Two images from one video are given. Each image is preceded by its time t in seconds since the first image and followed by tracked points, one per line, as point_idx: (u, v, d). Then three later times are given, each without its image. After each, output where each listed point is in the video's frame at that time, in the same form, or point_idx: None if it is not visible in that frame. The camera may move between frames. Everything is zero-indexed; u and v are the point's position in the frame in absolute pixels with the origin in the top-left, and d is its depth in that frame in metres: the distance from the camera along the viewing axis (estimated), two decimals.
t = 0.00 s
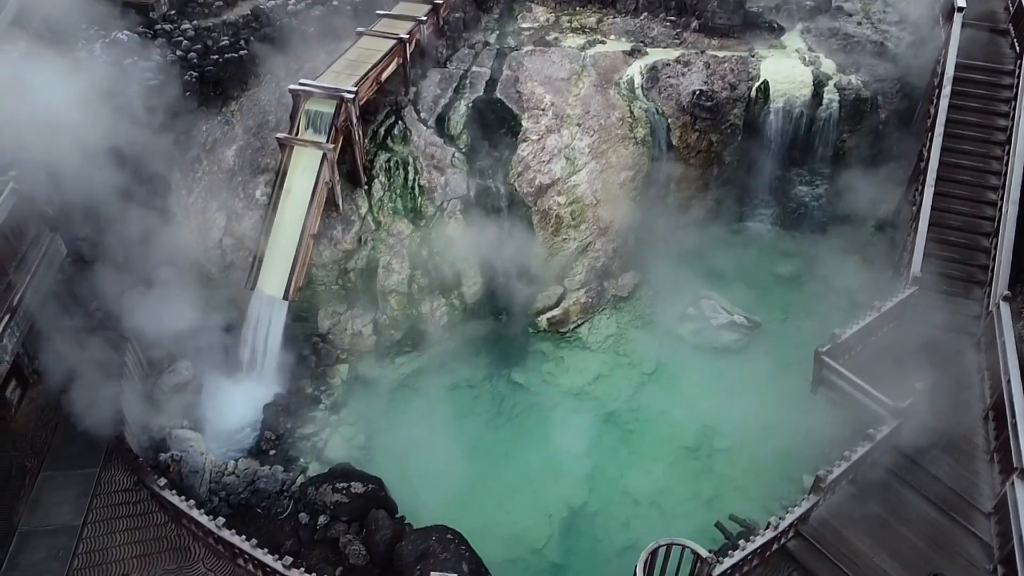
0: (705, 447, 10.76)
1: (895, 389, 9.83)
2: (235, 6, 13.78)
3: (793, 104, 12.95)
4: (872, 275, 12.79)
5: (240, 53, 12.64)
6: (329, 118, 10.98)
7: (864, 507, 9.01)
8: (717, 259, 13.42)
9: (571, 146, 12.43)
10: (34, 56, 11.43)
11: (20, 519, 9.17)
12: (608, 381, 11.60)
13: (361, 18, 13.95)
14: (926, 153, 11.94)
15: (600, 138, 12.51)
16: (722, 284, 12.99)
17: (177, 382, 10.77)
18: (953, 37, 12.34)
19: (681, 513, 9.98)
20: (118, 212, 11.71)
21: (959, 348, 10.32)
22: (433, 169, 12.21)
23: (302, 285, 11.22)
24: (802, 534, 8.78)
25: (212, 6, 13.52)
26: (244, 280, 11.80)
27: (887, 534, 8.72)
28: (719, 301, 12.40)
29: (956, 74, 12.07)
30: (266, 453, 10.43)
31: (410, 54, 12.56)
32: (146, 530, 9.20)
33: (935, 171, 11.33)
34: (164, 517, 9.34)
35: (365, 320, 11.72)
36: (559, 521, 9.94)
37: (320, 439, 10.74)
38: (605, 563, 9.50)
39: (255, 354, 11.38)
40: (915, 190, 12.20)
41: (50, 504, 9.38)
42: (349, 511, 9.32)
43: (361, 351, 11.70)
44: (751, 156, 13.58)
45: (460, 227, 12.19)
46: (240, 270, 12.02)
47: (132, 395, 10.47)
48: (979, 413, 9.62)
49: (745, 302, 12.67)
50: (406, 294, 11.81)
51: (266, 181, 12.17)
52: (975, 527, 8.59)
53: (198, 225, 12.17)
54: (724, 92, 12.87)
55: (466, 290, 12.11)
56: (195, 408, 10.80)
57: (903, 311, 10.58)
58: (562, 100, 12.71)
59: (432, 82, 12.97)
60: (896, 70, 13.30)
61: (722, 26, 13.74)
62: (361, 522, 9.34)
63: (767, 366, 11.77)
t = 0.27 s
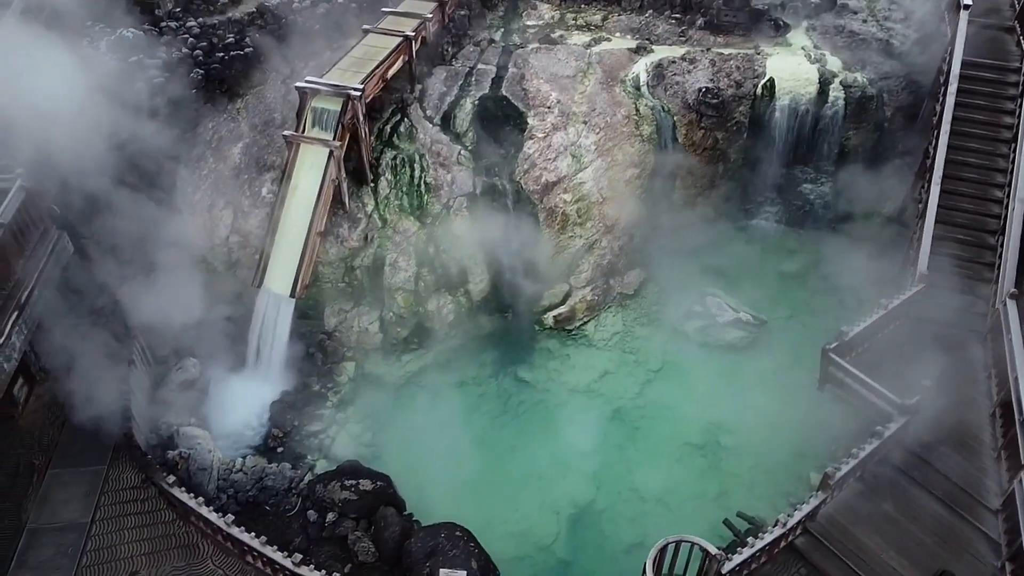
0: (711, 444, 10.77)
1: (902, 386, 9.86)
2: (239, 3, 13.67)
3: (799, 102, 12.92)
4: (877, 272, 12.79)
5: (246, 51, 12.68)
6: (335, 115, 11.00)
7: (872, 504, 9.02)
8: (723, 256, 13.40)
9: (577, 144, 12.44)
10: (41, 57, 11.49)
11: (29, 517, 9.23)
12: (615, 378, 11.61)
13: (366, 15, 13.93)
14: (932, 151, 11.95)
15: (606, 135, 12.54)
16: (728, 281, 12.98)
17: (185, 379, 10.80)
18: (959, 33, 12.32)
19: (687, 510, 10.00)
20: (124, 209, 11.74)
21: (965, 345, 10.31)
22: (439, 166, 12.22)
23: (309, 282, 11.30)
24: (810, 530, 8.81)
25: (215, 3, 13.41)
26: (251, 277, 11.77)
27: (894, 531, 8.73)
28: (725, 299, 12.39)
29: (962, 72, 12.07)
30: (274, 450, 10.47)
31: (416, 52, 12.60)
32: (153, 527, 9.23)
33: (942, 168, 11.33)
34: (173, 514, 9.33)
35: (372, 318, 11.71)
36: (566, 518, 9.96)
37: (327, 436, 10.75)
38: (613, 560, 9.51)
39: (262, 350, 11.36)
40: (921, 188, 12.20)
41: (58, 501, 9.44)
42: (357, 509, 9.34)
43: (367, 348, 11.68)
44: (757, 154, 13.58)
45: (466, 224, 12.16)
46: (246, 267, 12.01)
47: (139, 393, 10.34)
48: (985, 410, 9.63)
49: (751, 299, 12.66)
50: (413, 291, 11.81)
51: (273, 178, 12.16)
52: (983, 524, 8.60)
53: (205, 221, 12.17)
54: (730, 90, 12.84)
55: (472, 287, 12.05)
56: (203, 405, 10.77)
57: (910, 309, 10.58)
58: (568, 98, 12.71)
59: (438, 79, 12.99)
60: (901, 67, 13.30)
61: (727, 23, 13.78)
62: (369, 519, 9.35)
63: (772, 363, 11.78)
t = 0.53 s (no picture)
0: (719, 443, 10.77)
1: (910, 385, 9.86)
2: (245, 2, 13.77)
3: (805, 101, 12.94)
4: (882, 270, 12.78)
5: (253, 49, 12.74)
6: (343, 114, 10.98)
7: (881, 503, 9.02)
8: (729, 254, 13.40)
9: (584, 143, 12.44)
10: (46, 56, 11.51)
11: (37, 515, 9.22)
12: (622, 377, 11.61)
13: (371, 13, 13.94)
14: (938, 150, 11.96)
15: (612, 134, 12.53)
16: (732, 279, 12.98)
17: (191, 378, 10.79)
18: (967, 31, 12.25)
19: (695, 509, 9.99)
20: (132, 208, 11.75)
21: (972, 344, 10.30)
22: (445, 165, 12.23)
23: (317, 280, 11.33)
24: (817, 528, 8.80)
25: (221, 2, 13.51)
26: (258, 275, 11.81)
27: (903, 529, 8.74)
28: (731, 298, 12.37)
29: (969, 71, 12.04)
30: (282, 449, 10.46)
31: (422, 50, 12.61)
32: (162, 525, 9.23)
33: (949, 167, 11.32)
34: (181, 513, 9.38)
35: (378, 317, 11.74)
36: (574, 517, 9.96)
37: (334, 435, 10.75)
38: (621, 559, 9.51)
39: (269, 347, 11.40)
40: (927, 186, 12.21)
41: (67, 500, 9.44)
42: (366, 507, 9.38)
43: (374, 347, 11.73)
44: (763, 153, 13.57)
45: (472, 223, 12.16)
46: (252, 266, 11.96)
47: (147, 391, 10.25)
48: (993, 409, 9.63)
49: (757, 298, 12.66)
50: (420, 290, 11.80)
51: (279, 177, 12.13)
52: (992, 523, 8.58)
53: (212, 218, 12.13)
54: (736, 89, 12.85)
55: (479, 285, 12.11)
56: (209, 404, 10.79)
57: (916, 307, 10.59)
58: (575, 97, 12.72)
59: (444, 77, 13.02)
60: (907, 66, 13.29)
61: (733, 22, 13.72)
62: (377, 518, 9.38)
63: (779, 362, 11.78)
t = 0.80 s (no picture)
0: (727, 442, 10.78)
1: (918, 384, 9.88)
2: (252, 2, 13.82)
3: (811, 101, 12.98)
4: (889, 269, 12.78)
5: (259, 48, 12.77)
6: (351, 114, 11.03)
7: (890, 502, 9.02)
8: (736, 253, 13.40)
9: (590, 142, 12.43)
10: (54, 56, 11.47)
11: (46, 515, 9.21)
12: (629, 376, 11.63)
13: (378, 13, 13.94)
14: (945, 150, 11.99)
15: (619, 134, 12.50)
16: (739, 278, 12.98)
17: (199, 380, 10.69)
18: (973, 31, 12.24)
19: (704, 508, 10.00)
20: (139, 209, 11.78)
21: (980, 343, 10.30)
22: (452, 164, 12.24)
23: (324, 280, 11.25)
24: (827, 527, 8.85)
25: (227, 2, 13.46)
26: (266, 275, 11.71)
27: (912, 528, 8.74)
28: (737, 298, 12.40)
29: (976, 71, 12.03)
30: (291, 449, 10.43)
31: (429, 50, 12.62)
32: (171, 525, 9.23)
33: (956, 167, 11.33)
34: (191, 512, 9.38)
35: (386, 317, 11.72)
36: (583, 516, 9.97)
37: (343, 435, 10.76)
38: (629, 559, 9.50)
39: (276, 346, 11.36)
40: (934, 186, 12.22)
41: (75, 500, 9.43)
42: (376, 506, 9.38)
43: (381, 347, 11.73)
44: (769, 153, 13.60)
45: (480, 224, 12.15)
46: (260, 266, 11.93)
47: (156, 391, 10.26)
48: (1001, 409, 9.63)
49: (765, 298, 12.67)
50: (428, 290, 11.78)
51: (286, 178, 12.09)
52: (1001, 522, 8.57)
53: (222, 218, 12.13)
54: (742, 88, 12.85)
55: (486, 285, 12.08)
56: (215, 408, 10.63)
57: (924, 306, 10.59)
58: (582, 96, 12.72)
59: (451, 78, 13.03)
60: (913, 66, 13.30)
61: (739, 22, 13.80)
62: (387, 517, 9.39)
63: (787, 360, 11.81)
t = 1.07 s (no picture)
0: (736, 442, 10.77)
1: (928, 384, 9.87)
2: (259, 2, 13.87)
3: (818, 101, 12.96)
4: (895, 268, 12.81)
5: (267, 48, 12.83)
6: (359, 114, 11.05)
7: (900, 501, 9.02)
8: (743, 253, 13.39)
9: (598, 142, 12.45)
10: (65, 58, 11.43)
11: (56, 515, 9.20)
12: (637, 375, 11.61)
13: (384, 13, 13.93)
14: (952, 149, 12.00)
15: (626, 134, 12.54)
16: (746, 277, 12.96)
17: (207, 378, 10.63)
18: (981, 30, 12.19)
19: (713, 507, 10.00)
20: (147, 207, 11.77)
21: (988, 343, 10.30)
22: (460, 164, 12.25)
23: (332, 280, 11.23)
24: (837, 527, 8.83)
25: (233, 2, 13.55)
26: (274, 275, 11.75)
27: (922, 528, 8.74)
28: (745, 297, 12.38)
29: (984, 70, 12.01)
30: (300, 449, 10.44)
31: (436, 50, 12.64)
32: (180, 524, 9.21)
33: (964, 166, 11.31)
34: (200, 511, 9.33)
35: (394, 316, 11.73)
36: (592, 515, 9.96)
37: (351, 434, 10.75)
38: (639, 558, 9.51)
39: (284, 345, 11.38)
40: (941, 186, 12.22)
41: (84, 499, 9.40)
42: (386, 506, 9.38)
43: (389, 346, 11.71)
44: (776, 152, 13.59)
45: (488, 223, 12.17)
46: (268, 266, 11.95)
47: (165, 391, 10.15)
48: (1010, 408, 9.63)
49: (772, 297, 12.66)
50: (436, 289, 11.78)
51: (293, 177, 12.12)
52: (1012, 523, 8.58)
53: (228, 219, 12.15)
54: (749, 88, 12.89)
55: (494, 285, 12.04)
56: (225, 407, 10.65)
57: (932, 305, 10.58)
58: (588, 96, 12.74)
59: (458, 77, 13.04)
60: (919, 66, 13.31)
61: (746, 21, 13.74)
62: (397, 516, 9.40)
63: (795, 360, 11.81)
